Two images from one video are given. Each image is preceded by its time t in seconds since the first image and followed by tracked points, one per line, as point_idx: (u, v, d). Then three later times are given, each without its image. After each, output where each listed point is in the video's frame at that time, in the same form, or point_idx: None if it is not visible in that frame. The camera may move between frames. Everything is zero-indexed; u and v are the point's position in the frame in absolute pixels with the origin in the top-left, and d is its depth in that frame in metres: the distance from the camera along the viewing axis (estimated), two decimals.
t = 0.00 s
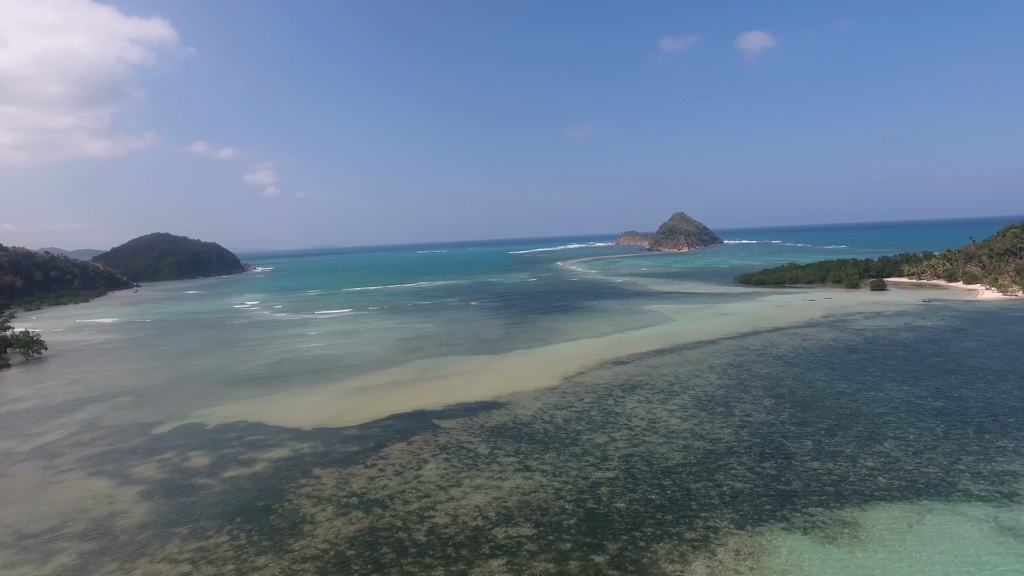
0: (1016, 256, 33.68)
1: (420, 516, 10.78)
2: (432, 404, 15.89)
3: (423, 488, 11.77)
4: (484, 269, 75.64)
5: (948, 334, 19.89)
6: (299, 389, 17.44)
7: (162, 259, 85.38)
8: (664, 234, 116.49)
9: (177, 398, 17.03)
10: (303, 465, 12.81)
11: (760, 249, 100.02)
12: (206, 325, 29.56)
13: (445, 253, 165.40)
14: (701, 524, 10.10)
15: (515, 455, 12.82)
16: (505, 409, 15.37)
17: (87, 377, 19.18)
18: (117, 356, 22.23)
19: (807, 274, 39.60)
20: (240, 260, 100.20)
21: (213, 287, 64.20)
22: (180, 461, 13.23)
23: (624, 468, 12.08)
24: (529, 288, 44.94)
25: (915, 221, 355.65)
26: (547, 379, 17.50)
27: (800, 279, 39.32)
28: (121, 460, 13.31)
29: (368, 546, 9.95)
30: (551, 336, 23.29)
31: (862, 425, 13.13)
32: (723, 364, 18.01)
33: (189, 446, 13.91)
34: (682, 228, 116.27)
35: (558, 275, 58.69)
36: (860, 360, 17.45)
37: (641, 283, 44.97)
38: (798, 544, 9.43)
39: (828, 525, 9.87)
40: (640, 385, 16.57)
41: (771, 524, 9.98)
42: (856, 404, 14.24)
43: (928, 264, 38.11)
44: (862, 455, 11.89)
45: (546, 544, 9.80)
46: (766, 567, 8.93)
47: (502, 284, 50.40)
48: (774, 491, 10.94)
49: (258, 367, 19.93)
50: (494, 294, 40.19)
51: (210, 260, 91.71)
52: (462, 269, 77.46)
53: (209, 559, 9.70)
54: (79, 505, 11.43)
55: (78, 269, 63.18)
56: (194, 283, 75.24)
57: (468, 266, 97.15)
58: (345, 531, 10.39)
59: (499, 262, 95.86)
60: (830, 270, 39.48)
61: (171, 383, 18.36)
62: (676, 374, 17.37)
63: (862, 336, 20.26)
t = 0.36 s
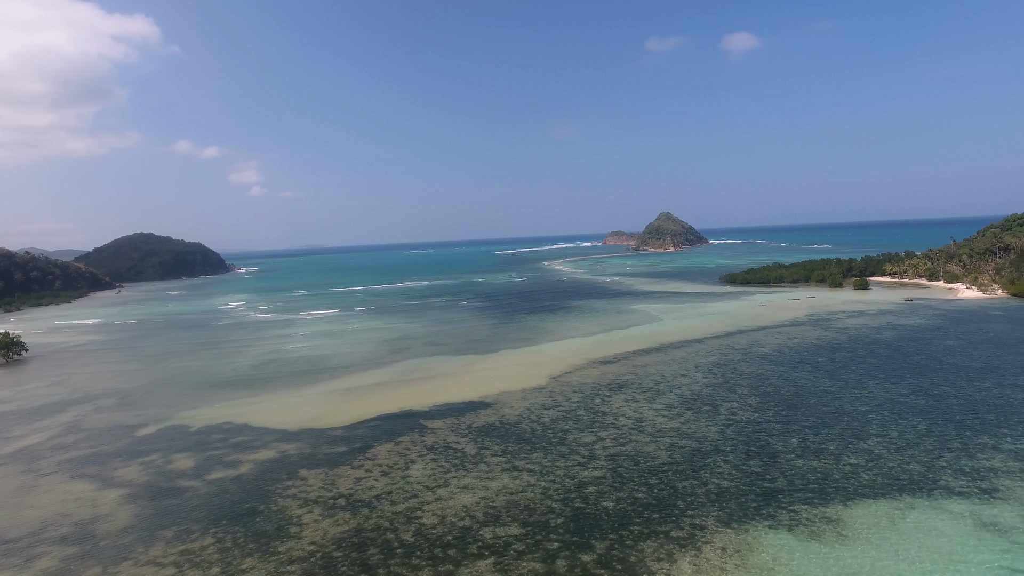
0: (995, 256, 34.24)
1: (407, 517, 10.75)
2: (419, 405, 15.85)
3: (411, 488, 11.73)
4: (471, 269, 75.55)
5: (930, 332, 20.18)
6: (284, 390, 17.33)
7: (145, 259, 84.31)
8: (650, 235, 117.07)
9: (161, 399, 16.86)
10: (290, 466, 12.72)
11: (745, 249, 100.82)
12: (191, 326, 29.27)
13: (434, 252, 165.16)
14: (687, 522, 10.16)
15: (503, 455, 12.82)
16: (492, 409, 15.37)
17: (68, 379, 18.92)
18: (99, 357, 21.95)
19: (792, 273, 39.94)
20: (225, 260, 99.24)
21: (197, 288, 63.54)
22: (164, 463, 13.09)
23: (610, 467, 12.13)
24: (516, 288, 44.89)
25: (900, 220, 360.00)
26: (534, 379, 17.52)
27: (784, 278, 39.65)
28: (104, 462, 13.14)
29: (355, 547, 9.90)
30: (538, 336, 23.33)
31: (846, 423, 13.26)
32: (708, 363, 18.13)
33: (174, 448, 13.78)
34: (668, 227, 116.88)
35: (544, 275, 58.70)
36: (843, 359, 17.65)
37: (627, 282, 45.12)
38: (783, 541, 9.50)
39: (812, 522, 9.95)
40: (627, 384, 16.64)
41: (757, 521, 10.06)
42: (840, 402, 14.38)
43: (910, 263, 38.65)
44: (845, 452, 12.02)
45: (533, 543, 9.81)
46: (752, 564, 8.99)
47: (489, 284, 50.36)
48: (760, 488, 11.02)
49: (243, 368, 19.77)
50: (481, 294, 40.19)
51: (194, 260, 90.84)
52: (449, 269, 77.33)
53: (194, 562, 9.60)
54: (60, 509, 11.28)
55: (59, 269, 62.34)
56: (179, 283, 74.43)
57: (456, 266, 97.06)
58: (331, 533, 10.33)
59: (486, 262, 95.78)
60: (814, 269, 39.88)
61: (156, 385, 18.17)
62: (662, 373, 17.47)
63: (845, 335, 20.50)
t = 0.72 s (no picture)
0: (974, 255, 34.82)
1: (394, 518, 10.70)
2: (405, 405, 15.81)
3: (397, 489, 11.69)
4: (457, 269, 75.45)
5: (911, 330, 20.47)
6: (270, 392, 17.20)
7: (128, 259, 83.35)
8: (636, 234, 117.65)
9: (144, 401, 16.68)
10: (275, 468, 12.63)
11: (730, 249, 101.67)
12: (176, 327, 28.96)
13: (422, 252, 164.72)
14: (673, 520, 10.21)
15: (489, 455, 12.81)
16: (479, 409, 15.36)
17: (49, 381, 18.64)
18: (81, 359, 21.66)
19: (775, 272, 40.23)
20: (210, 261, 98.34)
21: (182, 288, 62.90)
22: (147, 466, 12.95)
23: (597, 466, 12.17)
24: (502, 288, 44.63)
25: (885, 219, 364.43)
26: (520, 378, 17.53)
27: (767, 277, 39.96)
28: (85, 465, 12.97)
29: (341, 549, 9.85)
30: (524, 335, 23.37)
31: (830, 420, 13.39)
32: (693, 362, 18.25)
33: (157, 450, 13.63)
34: (653, 227, 117.51)
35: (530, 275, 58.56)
36: (826, 357, 17.85)
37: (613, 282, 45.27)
38: (768, 539, 9.58)
39: (796, 519, 10.04)
40: (613, 383, 16.69)
41: (742, 519, 10.13)
42: (824, 400, 14.52)
43: (891, 263, 39.19)
44: (829, 450, 12.14)
45: (520, 543, 9.81)
46: (736, 561, 9.06)
47: (476, 284, 50.32)
48: (744, 486, 11.10)
49: (228, 369, 19.61)
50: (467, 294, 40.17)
51: (177, 260, 89.92)
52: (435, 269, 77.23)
53: (178, 565, 9.50)
54: (41, 513, 11.10)
55: (39, 270, 61.41)
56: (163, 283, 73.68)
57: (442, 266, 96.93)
58: (317, 534, 10.27)
59: (473, 262, 95.70)
60: (797, 269, 40.27)
61: (139, 387, 17.96)
62: (647, 372, 17.56)
63: (828, 333, 20.74)
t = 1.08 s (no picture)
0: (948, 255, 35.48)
1: (376, 519, 10.64)
2: (388, 406, 15.74)
3: (379, 491, 11.62)
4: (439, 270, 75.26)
5: (887, 329, 20.83)
6: (250, 393, 17.04)
7: (104, 260, 81.99)
8: (618, 235, 118.30)
9: (122, 404, 16.43)
10: (256, 470, 12.51)
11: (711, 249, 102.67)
12: (155, 329, 28.53)
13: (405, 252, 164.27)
14: (655, 518, 10.27)
15: (472, 456, 12.79)
16: (461, 409, 15.34)
17: (22, 384, 18.26)
18: (55, 362, 21.26)
19: (754, 272, 40.67)
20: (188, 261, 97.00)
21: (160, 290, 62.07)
22: (124, 470, 12.74)
23: (579, 465, 12.20)
24: (483, 288, 44.79)
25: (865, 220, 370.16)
26: (503, 378, 17.53)
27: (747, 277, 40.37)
28: (60, 470, 12.72)
29: (323, 551, 9.77)
30: (505, 335, 23.38)
31: (809, 418, 13.56)
32: (675, 361, 18.38)
33: (134, 454, 13.42)
34: (635, 227, 118.24)
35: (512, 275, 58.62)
36: (805, 355, 18.07)
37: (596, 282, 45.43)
38: (748, 536, 9.66)
39: (776, 515, 10.15)
40: (595, 383, 16.76)
41: (723, 516, 10.22)
42: (803, 398, 14.69)
43: (867, 262, 39.85)
44: (807, 447, 12.29)
45: (503, 543, 9.81)
46: (717, 558, 9.13)
47: (459, 284, 50.22)
48: (725, 484, 11.20)
49: (208, 371, 19.37)
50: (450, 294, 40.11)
51: (156, 261, 88.70)
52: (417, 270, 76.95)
53: (156, 570, 9.35)
54: (14, 520, 10.87)
55: (11, 271, 60.14)
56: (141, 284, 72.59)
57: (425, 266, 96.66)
58: (299, 537, 10.18)
59: (456, 262, 95.52)
60: (776, 268, 40.75)
61: (116, 390, 17.68)
62: (629, 371, 17.66)
63: (806, 332, 21.03)
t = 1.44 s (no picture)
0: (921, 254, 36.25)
1: (358, 521, 10.58)
2: (370, 407, 15.67)
3: (361, 493, 11.55)
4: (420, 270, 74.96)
5: (863, 327, 21.20)
6: (229, 396, 16.84)
7: (78, 261, 80.45)
8: (600, 234, 118.73)
9: (97, 408, 16.15)
10: (235, 473, 12.37)
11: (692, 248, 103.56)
12: (132, 331, 28.07)
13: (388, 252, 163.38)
14: (637, 516, 10.33)
15: (454, 456, 12.77)
16: (443, 410, 15.31)
17: None
18: (27, 365, 20.80)
19: (733, 272, 41.01)
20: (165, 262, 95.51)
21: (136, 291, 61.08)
22: (100, 474, 12.52)
23: (561, 464, 12.24)
24: (465, 288, 44.73)
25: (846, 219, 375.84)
26: (485, 379, 17.54)
27: (727, 277, 40.72)
28: (32, 476, 12.46)
29: (304, 554, 9.68)
30: (487, 335, 23.38)
31: (788, 415, 13.73)
32: (656, 360, 18.51)
33: (110, 458, 13.20)
34: (616, 227, 118.79)
35: (494, 275, 58.59)
36: (784, 353, 18.32)
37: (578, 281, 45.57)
38: (728, 532, 9.76)
39: (756, 512, 10.26)
40: (577, 382, 16.81)
41: (704, 514, 10.31)
42: (782, 396, 14.87)
43: (844, 262, 40.51)
44: (786, 444, 12.45)
45: (486, 543, 9.80)
46: (698, 555, 9.21)
47: (441, 284, 50.08)
48: (706, 481, 11.31)
49: (186, 374, 19.09)
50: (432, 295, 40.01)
51: (132, 262, 87.25)
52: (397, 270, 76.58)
53: None
54: None
55: None
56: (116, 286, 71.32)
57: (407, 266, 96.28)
58: (279, 540, 10.08)
59: (438, 262, 95.22)
60: (755, 268, 41.19)
61: (91, 393, 17.36)
62: (611, 370, 17.74)
63: (785, 330, 21.31)
